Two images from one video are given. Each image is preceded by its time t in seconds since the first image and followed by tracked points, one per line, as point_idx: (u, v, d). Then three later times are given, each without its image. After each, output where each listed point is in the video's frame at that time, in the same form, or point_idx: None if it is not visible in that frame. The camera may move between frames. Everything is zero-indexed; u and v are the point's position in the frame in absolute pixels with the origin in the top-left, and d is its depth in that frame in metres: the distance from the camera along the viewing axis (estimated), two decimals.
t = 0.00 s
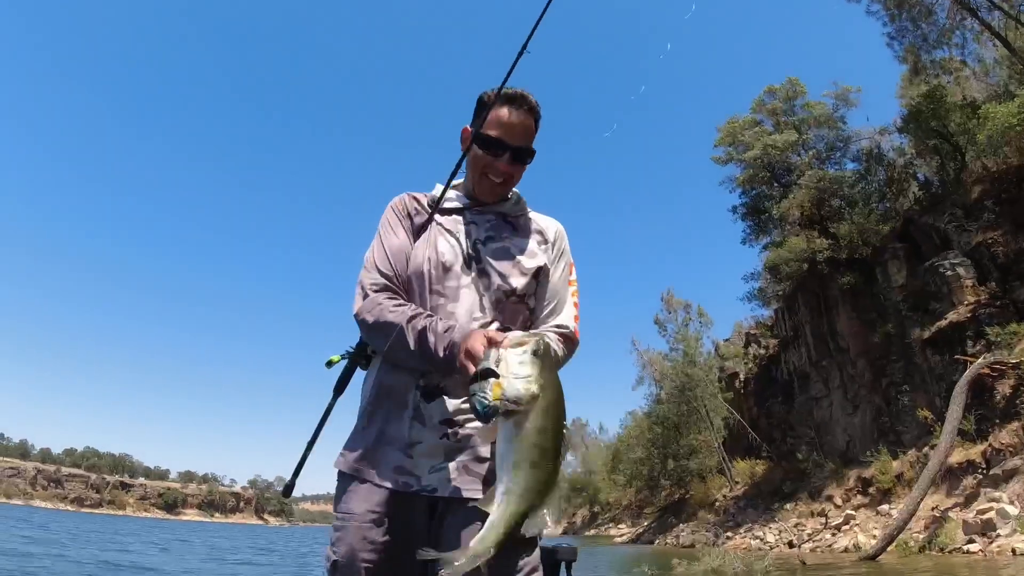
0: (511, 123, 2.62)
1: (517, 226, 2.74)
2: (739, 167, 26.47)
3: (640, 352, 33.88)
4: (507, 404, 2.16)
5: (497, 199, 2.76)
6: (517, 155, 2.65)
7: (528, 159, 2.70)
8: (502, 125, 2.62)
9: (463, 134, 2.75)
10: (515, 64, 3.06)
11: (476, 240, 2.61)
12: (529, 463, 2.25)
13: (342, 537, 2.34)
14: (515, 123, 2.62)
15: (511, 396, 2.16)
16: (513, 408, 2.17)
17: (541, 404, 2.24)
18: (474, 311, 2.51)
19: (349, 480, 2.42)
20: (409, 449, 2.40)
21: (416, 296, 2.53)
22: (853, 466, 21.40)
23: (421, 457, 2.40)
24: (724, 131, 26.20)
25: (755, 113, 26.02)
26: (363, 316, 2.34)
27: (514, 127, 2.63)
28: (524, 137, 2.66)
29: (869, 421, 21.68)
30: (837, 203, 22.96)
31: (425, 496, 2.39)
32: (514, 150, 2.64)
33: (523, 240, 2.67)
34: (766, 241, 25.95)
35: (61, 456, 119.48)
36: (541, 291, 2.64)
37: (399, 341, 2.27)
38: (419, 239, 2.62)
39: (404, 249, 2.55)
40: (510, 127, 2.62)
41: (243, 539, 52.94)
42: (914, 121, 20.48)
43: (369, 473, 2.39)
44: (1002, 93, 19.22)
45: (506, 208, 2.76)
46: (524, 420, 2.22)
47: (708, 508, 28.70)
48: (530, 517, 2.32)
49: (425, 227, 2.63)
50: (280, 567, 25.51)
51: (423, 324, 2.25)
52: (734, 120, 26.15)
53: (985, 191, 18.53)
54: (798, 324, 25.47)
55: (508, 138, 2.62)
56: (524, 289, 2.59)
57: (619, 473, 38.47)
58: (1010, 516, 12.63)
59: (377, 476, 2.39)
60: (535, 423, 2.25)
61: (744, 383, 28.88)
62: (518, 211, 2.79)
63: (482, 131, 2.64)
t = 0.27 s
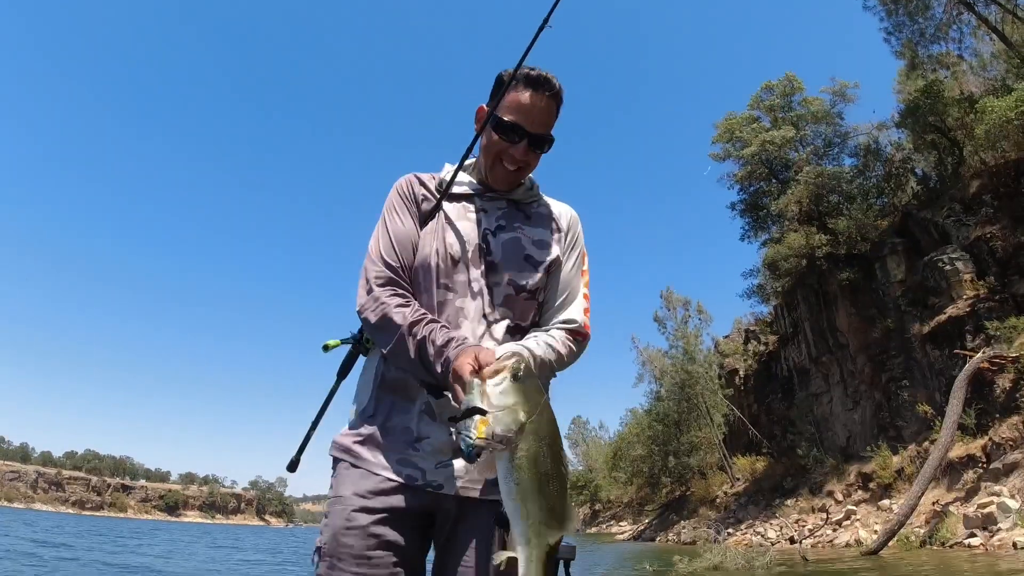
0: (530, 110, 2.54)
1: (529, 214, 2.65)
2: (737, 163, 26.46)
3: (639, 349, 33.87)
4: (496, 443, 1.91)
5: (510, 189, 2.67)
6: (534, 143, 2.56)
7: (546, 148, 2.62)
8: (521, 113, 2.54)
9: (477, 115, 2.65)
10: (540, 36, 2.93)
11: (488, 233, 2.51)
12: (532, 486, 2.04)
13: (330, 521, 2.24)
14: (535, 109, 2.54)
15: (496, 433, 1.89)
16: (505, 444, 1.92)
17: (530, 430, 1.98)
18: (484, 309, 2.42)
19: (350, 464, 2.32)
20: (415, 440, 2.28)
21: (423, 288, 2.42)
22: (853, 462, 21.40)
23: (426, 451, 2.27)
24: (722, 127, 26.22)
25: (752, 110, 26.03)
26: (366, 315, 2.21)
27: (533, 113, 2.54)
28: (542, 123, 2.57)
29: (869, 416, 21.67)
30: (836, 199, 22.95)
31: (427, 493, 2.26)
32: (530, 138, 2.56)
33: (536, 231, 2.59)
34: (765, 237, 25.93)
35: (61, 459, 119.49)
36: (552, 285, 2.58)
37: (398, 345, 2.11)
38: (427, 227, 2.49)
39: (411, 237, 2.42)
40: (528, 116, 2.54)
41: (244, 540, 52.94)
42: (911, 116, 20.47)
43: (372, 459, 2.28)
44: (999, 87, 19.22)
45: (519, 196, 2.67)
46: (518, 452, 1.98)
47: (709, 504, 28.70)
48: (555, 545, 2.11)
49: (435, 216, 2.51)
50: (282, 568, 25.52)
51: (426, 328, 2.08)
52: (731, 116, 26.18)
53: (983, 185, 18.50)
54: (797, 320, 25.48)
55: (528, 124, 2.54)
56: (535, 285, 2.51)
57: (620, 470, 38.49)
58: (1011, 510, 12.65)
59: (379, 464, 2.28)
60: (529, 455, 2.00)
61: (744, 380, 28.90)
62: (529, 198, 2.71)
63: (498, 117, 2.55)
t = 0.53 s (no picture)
0: (527, 94, 2.49)
1: (528, 201, 2.61)
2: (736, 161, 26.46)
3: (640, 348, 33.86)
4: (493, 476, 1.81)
5: (507, 178, 2.63)
6: (532, 129, 2.52)
7: (546, 133, 2.59)
8: (520, 98, 2.52)
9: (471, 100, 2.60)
10: None
11: (489, 225, 2.47)
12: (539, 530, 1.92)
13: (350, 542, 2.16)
14: (532, 94, 2.50)
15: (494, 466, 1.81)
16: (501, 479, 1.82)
17: (532, 467, 1.88)
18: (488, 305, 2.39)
19: (356, 478, 2.24)
20: (423, 446, 2.21)
21: (419, 284, 2.37)
22: (854, 458, 21.40)
23: (437, 456, 2.21)
24: (720, 125, 26.24)
25: (751, 107, 26.06)
26: (359, 319, 2.16)
27: (531, 98, 2.50)
28: (540, 108, 2.53)
29: (870, 413, 21.68)
30: (835, 196, 22.95)
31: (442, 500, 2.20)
32: (528, 123, 2.53)
33: (535, 221, 2.56)
34: (764, 235, 25.93)
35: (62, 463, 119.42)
36: (557, 275, 2.56)
37: (395, 354, 2.08)
38: (420, 222, 2.44)
39: (404, 232, 2.37)
40: (526, 101, 2.51)
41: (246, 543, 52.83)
42: (909, 112, 20.45)
43: (380, 473, 2.20)
44: (997, 82, 19.25)
45: (516, 183, 2.64)
46: (519, 490, 1.88)
47: (710, 502, 28.69)
48: None
49: (431, 210, 2.46)
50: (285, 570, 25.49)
51: (425, 340, 2.04)
52: (730, 114, 26.20)
53: (982, 181, 18.48)
54: (797, 317, 25.50)
55: (526, 111, 2.51)
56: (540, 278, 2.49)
57: (621, 469, 38.50)
58: (1013, 505, 12.65)
59: (388, 476, 2.20)
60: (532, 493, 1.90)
61: (744, 377, 28.91)
62: (526, 184, 2.67)
63: (495, 102, 2.50)
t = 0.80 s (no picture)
0: (513, 82, 2.42)
1: (523, 197, 2.59)
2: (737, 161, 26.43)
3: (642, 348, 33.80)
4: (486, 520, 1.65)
5: (500, 170, 2.58)
6: (520, 116, 2.46)
7: (535, 121, 2.52)
8: (504, 82, 2.43)
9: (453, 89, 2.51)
10: None
11: (483, 225, 2.43)
12: None
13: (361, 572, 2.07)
14: (520, 80, 2.43)
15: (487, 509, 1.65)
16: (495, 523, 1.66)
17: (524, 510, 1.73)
18: (488, 311, 2.31)
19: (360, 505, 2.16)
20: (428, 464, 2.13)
21: (409, 292, 2.31)
22: (858, 457, 21.38)
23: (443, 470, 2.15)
24: (721, 125, 26.20)
25: (751, 107, 26.04)
26: (345, 337, 2.10)
27: (518, 83, 2.43)
28: (528, 94, 2.46)
29: (873, 412, 21.65)
30: (836, 194, 22.91)
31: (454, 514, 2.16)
32: (518, 109, 2.46)
33: (530, 215, 2.54)
34: (766, 234, 25.89)
35: (65, 466, 119.58)
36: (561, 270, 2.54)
37: (380, 373, 2.00)
38: (406, 227, 2.37)
39: (390, 238, 2.30)
40: (514, 87, 2.42)
41: (248, 545, 52.74)
42: (911, 111, 20.42)
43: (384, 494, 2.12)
44: (998, 79, 19.24)
45: (509, 174, 2.61)
46: (514, 535, 1.71)
47: (714, 502, 28.65)
48: None
49: (417, 215, 2.39)
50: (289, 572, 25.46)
51: (413, 358, 1.96)
52: (731, 113, 26.16)
53: (984, 179, 18.47)
54: (799, 316, 25.49)
55: (515, 98, 2.44)
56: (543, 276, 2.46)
57: (624, 469, 38.45)
58: (1017, 504, 12.63)
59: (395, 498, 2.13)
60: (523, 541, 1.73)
61: (747, 377, 28.90)
62: (518, 176, 2.63)
63: (480, 90, 2.41)
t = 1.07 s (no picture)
0: (534, 58, 2.30)
1: (544, 179, 2.49)
2: (740, 161, 26.42)
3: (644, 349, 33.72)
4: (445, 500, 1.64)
5: (517, 151, 2.48)
6: (539, 95, 2.33)
7: (556, 99, 2.39)
8: (524, 57, 2.30)
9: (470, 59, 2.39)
10: None
11: (492, 209, 2.35)
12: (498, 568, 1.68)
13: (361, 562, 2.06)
14: (541, 57, 2.30)
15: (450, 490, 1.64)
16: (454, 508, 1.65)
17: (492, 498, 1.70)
18: (495, 303, 2.26)
19: (360, 493, 2.14)
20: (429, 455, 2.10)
21: (411, 277, 2.28)
22: (861, 458, 21.35)
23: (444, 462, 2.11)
24: (723, 125, 26.15)
25: (754, 107, 26.01)
26: (341, 323, 2.08)
27: (539, 61, 2.30)
28: (549, 72, 2.33)
29: (877, 412, 21.62)
30: (839, 195, 22.87)
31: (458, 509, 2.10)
32: (539, 87, 2.33)
33: (552, 200, 2.43)
34: (768, 234, 25.87)
35: (69, 468, 119.79)
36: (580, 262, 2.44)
37: (373, 363, 1.97)
38: (412, 211, 2.33)
39: (393, 221, 2.26)
40: (533, 63, 2.29)
41: (252, 546, 52.82)
42: (913, 111, 20.40)
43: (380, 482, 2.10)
44: (1001, 79, 19.22)
45: (529, 155, 2.50)
46: (481, 521, 1.69)
47: (717, 503, 28.60)
48: None
49: (422, 196, 2.34)
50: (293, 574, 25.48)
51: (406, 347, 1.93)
52: (733, 114, 26.11)
53: (987, 179, 18.45)
54: (803, 317, 25.48)
55: (533, 77, 2.31)
56: (559, 267, 2.36)
57: (627, 470, 38.44)
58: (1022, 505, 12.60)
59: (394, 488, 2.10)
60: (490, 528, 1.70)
61: (750, 377, 28.88)
62: (541, 156, 2.53)
63: (497, 65, 2.30)
